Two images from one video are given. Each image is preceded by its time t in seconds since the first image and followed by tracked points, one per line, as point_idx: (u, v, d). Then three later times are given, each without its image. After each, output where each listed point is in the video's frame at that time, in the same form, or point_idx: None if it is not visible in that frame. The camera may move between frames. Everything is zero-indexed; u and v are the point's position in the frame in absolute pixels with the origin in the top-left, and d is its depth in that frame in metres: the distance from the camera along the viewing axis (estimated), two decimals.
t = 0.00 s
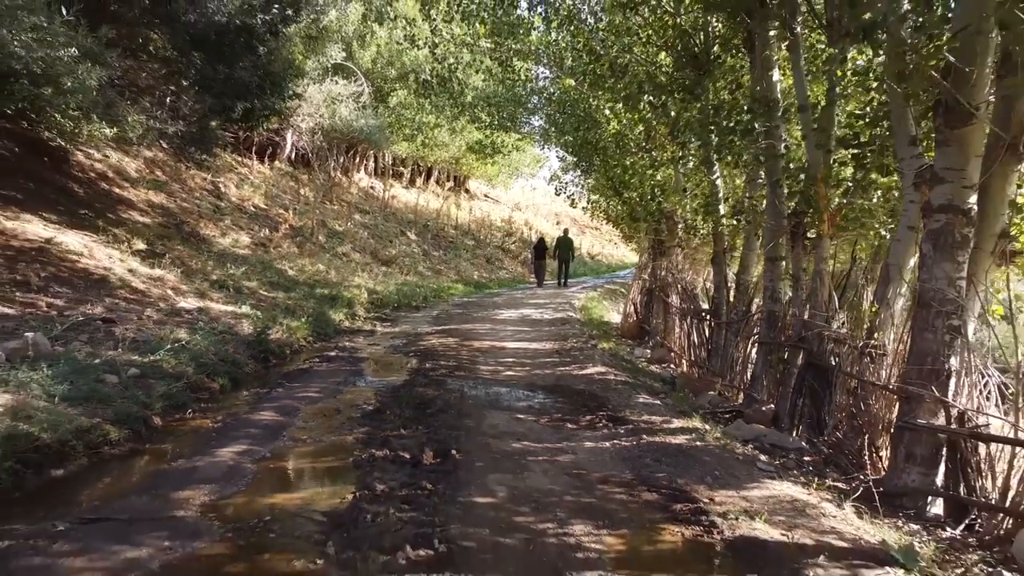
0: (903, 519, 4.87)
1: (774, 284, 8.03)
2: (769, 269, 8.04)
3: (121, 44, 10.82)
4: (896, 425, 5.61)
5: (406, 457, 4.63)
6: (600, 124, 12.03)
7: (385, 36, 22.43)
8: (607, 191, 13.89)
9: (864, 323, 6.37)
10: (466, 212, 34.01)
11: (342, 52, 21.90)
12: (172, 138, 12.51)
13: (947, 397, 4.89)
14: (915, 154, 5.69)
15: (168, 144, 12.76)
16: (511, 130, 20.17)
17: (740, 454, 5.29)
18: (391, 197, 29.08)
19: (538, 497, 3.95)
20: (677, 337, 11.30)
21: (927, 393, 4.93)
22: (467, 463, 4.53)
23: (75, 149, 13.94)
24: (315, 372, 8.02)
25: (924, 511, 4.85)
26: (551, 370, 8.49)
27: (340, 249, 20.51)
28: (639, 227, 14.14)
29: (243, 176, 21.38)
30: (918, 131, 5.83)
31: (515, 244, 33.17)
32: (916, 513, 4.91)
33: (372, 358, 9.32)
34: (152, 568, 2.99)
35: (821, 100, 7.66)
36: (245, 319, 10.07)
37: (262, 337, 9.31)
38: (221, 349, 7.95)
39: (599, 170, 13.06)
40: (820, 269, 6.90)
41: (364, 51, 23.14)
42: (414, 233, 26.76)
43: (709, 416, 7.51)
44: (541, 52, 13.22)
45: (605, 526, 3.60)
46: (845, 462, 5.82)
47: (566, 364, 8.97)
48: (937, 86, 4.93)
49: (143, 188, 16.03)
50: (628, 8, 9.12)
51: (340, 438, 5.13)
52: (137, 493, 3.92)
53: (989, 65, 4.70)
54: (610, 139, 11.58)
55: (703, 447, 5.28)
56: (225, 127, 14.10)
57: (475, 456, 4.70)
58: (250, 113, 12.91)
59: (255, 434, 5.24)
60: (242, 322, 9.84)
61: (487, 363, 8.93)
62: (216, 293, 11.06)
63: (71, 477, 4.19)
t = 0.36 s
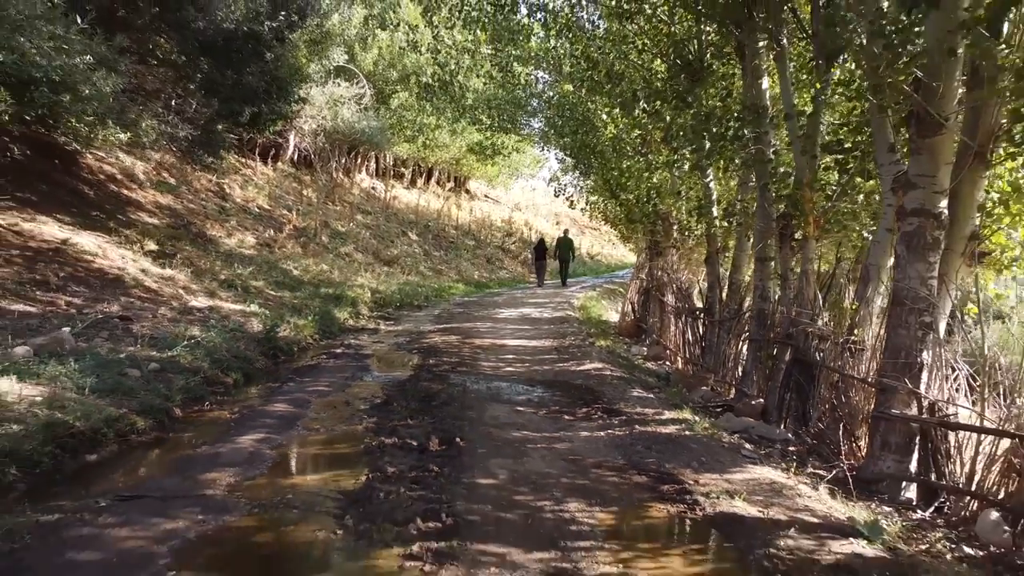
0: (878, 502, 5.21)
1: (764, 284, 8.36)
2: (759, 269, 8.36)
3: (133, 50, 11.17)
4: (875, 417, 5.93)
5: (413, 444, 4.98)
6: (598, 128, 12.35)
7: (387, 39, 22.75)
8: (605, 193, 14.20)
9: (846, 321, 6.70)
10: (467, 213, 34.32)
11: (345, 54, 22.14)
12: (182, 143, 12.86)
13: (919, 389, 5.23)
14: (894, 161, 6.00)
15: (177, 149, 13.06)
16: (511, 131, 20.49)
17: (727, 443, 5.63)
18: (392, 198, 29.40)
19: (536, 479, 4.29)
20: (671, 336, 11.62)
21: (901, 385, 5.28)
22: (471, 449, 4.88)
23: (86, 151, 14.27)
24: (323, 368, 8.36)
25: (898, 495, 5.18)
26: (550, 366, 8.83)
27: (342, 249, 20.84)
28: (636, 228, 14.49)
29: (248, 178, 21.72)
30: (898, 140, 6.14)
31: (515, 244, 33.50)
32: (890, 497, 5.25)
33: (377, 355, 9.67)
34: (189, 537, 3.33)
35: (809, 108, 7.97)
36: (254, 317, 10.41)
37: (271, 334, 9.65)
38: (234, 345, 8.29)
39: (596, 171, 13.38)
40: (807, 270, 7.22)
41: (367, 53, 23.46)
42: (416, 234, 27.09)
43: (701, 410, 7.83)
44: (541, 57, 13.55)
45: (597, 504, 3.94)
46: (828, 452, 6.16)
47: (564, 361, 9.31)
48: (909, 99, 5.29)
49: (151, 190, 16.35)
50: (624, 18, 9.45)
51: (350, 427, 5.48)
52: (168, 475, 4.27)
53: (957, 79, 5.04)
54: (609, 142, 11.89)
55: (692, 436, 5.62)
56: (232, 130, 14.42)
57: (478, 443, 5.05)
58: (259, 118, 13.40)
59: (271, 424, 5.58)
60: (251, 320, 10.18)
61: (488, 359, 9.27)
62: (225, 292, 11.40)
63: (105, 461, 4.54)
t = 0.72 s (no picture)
0: (859, 490, 5.49)
1: (755, 283, 8.63)
2: (751, 269, 8.64)
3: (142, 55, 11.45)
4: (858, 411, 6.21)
5: (419, 435, 5.26)
6: (596, 132, 12.65)
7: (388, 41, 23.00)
8: (602, 194, 14.49)
9: (832, 318, 6.98)
10: (467, 213, 34.56)
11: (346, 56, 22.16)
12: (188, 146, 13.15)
13: (898, 382, 5.50)
14: (878, 165, 6.28)
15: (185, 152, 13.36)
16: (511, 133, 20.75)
17: (717, 435, 5.92)
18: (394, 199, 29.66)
19: (535, 466, 4.58)
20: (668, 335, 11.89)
21: (881, 378, 5.53)
22: (474, 439, 5.16)
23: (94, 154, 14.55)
24: (329, 365, 8.65)
25: (878, 484, 5.47)
26: (549, 363, 9.12)
27: (345, 249, 21.11)
28: (633, 229, 14.78)
29: (251, 179, 21.98)
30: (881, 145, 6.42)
31: (515, 244, 33.77)
32: (870, 485, 5.53)
33: (381, 352, 9.94)
34: (215, 516, 3.62)
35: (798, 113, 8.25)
36: (262, 315, 10.69)
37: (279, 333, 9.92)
38: (243, 343, 8.57)
39: (594, 173, 13.68)
40: (796, 269, 7.50)
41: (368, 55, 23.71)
42: (417, 234, 27.35)
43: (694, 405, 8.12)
44: (539, 62, 13.86)
45: (591, 488, 4.23)
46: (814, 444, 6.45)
47: (564, 358, 9.59)
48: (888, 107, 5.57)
49: (157, 191, 16.61)
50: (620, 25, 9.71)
51: (359, 419, 5.76)
52: (190, 462, 4.56)
53: (934, 89, 5.31)
54: (606, 145, 12.19)
55: (684, 428, 5.91)
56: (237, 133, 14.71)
57: (480, 434, 5.34)
58: (265, 121, 13.71)
59: (283, 416, 5.87)
60: (258, 319, 10.45)
61: (489, 356, 9.55)
62: (232, 292, 11.67)
63: (129, 450, 4.82)
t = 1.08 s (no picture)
0: (841, 479, 5.77)
1: (748, 283, 8.90)
2: (743, 270, 8.90)
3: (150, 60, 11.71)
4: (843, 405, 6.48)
5: (423, 427, 5.54)
6: (594, 135, 12.93)
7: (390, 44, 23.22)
8: (600, 196, 14.76)
9: (819, 316, 7.25)
10: (468, 213, 34.80)
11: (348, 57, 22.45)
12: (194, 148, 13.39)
13: (880, 377, 5.77)
14: (862, 169, 6.54)
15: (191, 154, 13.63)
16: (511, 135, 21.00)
17: (708, 428, 6.20)
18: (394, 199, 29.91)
19: (533, 455, 4.86)
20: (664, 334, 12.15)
21: (864, 373, 5.80)
22: (475, 431, 5.44)
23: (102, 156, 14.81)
24: (335, 362, 8.92)
25: (860, 473, 5.75)
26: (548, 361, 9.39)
27: (346, 249, 21.37)
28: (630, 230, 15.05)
29: (254, 180, 22.23)
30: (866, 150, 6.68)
31: (515, 244, 34.04)
32: (853, 475, 5.81)
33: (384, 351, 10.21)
34: (236, 499, 3.90)
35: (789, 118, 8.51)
36: (268, 314, 10.96)
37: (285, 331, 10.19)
38: (251, 341, 8.85)
39: (592, 175, 13.96)
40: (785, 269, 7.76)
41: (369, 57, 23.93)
42: (418, 235, 27.61)
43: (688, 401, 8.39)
44: (539, 66, 14.15)
45: (586, 475, 4.51)
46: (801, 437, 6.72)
47: (563, 356, 9.86)
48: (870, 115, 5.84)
49: (163, 193, 16.87)
50: (617, 32, 9.97)
51: (366, 413, 6.04)
52: (208, 451, 4.84)
53: (914, 98, 5.57)
54: (604, 149, 12.46)
55: (676, 421, 6.18)
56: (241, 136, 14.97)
57: (481, 426, 5.62)
58: (268, 124, 14.02)
59: (293, 410, 6.14)
60: (265, 317, 10.73)
61: (490, 354, 9.82)
62: (238, 291, 11.93)
63: (149, 440, 5.10)
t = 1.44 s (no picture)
0: (823, 469, 6.09)
1: (739, 283, 9.22)
2: (735, 270, 9.23)
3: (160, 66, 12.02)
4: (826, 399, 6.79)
5: (427, 418, 5.86)
6: (591, 138, 13.24)
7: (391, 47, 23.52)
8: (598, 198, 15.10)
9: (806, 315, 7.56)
10: (468, 214, 35.06)
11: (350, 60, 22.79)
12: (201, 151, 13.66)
13: (860, 372, 6.09)
14: (845, 174, 6.86)
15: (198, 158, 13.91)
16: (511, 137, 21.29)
17: (697, 420, 6.52)
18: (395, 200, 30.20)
19: (531, 444, 5.18)
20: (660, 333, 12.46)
21: (845, 368, 6.12)
22: (476, 422, 5.76)
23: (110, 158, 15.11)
24: (340, 360, 9.24)
25: (841, 463, 6.07)
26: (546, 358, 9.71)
27: (348, 250, 21.67)
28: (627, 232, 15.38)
29: (257, 181, 22.54)
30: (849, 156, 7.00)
31: (514, 244, 34.33)
32: (834, 465, 6.13)
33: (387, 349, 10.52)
34: (256, 482, 4.23)
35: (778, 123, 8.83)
36: (274, 313, 11.27)
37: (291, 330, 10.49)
38: (260, 338, 9.17)
39: (589, 177, 14.29)
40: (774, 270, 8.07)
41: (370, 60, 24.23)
42: (418, 235, 27.92)
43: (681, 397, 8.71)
44: (537, 70, 14.46)
45: (580, 462, 4.83)
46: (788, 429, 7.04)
47: (561, 354, 10.17)
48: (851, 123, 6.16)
49: (169, 195, 17.17)
50: (614, 39, 10.29)
51: (373, 406, 6.36)
52: (226, 440, 5.17)
53: (892, 108, 5.89)
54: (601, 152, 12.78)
55: (667, 414, 6.51)
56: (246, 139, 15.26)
57: (482, 418, 5.94)
58: (276, 130, 14.14)
59: (303, 404, 6.46)
60: (271, 316, 11.03)
61: (490, 352, 10.13)
62: (245, 291, 12.25)
63: (170, 430, 5.43)
